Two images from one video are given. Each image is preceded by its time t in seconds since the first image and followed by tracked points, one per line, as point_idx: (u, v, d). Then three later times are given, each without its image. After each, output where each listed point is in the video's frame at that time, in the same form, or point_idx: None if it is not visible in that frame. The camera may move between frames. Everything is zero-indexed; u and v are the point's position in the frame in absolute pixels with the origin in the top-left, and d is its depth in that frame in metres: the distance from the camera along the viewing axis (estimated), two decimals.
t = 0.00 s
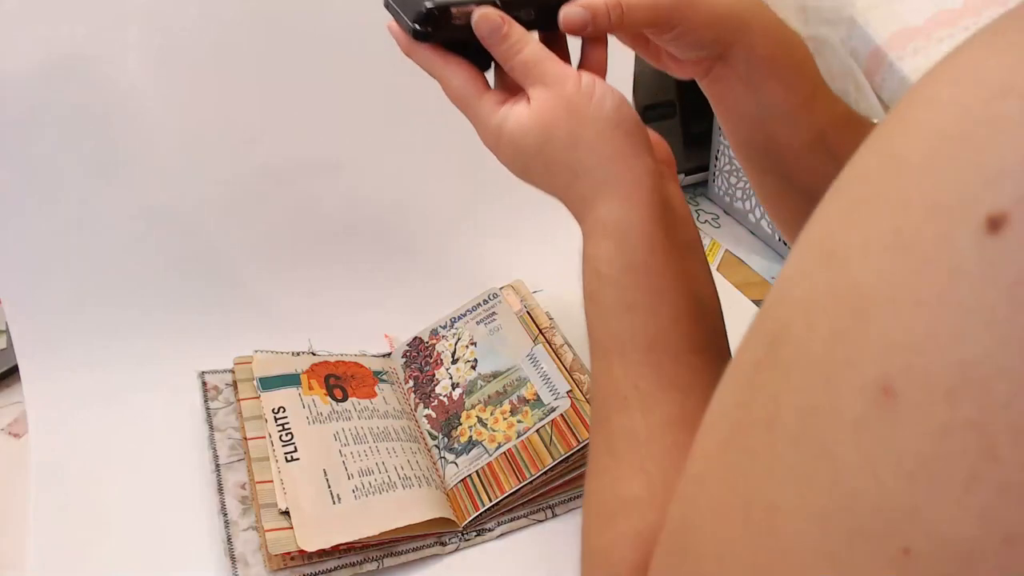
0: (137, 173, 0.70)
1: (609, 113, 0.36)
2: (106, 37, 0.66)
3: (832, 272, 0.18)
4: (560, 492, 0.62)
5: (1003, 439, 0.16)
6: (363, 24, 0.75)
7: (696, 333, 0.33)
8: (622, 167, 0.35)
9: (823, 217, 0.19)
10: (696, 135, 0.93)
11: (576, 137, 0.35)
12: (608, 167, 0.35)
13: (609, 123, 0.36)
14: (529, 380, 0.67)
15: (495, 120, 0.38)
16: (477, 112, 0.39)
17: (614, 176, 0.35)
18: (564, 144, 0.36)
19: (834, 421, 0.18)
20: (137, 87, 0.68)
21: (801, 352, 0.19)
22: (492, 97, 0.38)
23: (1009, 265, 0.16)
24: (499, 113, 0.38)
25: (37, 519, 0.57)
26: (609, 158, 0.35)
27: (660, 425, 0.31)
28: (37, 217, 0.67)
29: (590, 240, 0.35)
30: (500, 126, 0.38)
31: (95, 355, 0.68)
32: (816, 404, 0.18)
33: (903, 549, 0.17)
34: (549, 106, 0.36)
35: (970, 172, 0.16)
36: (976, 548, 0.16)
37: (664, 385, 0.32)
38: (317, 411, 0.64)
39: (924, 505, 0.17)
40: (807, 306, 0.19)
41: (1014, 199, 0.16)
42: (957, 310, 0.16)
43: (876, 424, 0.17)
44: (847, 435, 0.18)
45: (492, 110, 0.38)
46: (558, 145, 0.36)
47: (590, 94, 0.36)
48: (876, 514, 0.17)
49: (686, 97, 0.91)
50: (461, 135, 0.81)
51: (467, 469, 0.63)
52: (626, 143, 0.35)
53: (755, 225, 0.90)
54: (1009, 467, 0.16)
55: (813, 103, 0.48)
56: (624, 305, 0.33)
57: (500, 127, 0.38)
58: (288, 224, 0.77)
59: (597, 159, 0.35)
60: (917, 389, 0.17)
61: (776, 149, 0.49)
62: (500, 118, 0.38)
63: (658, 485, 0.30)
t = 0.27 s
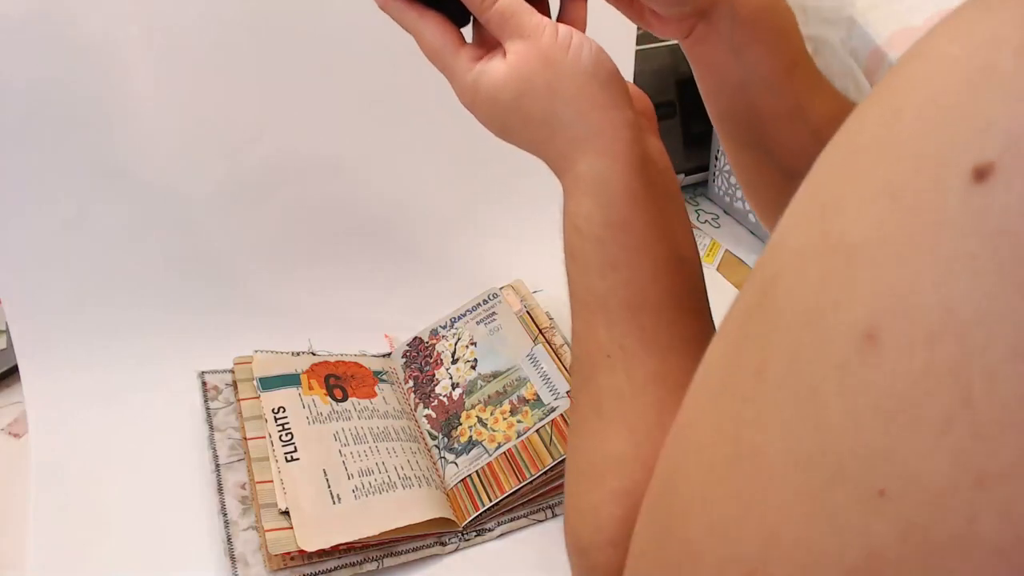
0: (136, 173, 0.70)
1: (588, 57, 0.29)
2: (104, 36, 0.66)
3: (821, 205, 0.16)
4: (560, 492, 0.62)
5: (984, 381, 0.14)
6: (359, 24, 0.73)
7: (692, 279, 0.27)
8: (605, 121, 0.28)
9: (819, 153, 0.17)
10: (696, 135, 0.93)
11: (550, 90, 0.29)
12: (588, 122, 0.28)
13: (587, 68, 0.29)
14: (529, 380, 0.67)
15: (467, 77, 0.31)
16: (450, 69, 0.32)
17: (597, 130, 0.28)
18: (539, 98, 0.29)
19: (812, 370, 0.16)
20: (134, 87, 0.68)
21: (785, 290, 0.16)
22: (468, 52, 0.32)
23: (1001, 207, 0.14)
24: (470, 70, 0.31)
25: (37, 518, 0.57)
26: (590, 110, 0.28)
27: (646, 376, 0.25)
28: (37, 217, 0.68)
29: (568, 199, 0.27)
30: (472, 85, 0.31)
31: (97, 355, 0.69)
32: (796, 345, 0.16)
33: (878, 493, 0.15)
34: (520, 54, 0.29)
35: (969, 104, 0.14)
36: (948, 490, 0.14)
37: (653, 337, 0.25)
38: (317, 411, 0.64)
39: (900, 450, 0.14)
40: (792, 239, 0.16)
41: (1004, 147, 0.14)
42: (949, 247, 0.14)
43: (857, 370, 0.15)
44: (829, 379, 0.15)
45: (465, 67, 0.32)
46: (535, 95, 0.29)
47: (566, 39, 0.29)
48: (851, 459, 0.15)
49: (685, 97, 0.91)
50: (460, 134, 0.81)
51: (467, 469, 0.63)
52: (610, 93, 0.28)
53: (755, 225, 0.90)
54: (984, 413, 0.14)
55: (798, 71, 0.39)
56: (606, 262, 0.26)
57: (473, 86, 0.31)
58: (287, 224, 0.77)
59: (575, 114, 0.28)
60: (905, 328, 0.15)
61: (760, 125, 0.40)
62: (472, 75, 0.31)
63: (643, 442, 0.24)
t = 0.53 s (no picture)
0: (136, 173, 0.70)
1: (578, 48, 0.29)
2: (106, 36, 0.66)
3: (834, 186, 0.16)
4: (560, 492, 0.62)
5: (999, 364, 0.13)
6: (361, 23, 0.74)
7: (685, 268, 0.27)
8: (595, 111, 0.28)
9: (837, 132, 0.16)
10: (696, 135, 0.93)
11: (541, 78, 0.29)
12: (579, 113, 0.28)
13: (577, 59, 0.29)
14: (529, 380, 0.67)
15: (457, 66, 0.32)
16: (439, 57, 0.33)
17: (587, 119, 0.28)
18: (529, 86, 0.29)
19: (821, 357, 0.15)
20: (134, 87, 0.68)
21: (798, 271, 0.16)
22: (457, 40, 0.32)
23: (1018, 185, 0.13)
24: (460, 58, 0.32)
25: (37, 518, 0.57)
26: (580, 99, 0.28)
27: (644, 368, 0.25)
28: (37, 217, 0.68)
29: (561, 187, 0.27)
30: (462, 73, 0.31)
31: (97, 355, 0.69)
32: (808, 326, 0.15)
33: (888, 478, 0.14)
34: (511, 44, 0.30)
35: (982, 84, 0.14)
36: (958, 476, 0.14)
37: (648, 326, 0.25)
38: (317, 411, 0.64)
39: (911, 436, 0.14)
40: (805, 221, 0.16)
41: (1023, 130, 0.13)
42: (966, 226, 0.14)
43: (870, 355, 0.14)
44: (840, 361, 0.15)
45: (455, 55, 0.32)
46: (524, 82, 0.29)
47: (557, 29, 0.29)
48: (862, 443, 0.14)
49: (686, 97, 0.90)
50: (460, 134, 0.81)
51: (467, 470, 0.63)
52: (601, 85, 0.29)
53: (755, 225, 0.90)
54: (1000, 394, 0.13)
55: (791, 59, 0.39)
56: (599, 251, 0.26)
57: (462, 74, 0.31)
58: (287, 224, 0.77)
59: (566, 103, 0.28)
60: (920, 310, 0.14)
61: (752, 113, 0.40)
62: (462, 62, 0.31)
63: (642, 430, 0.24)
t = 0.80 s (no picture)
0: (136, 173, 0.70)
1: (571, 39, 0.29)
2: (105, 36, 0.66)
3: (844, 182, 0.16)
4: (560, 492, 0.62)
5: (1010, 358, 0.13)
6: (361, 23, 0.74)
7: (683, 263, 0.27)
8: (590, 101, 0.28)
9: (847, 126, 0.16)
10: (696, 135, 0.93)
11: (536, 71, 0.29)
12: (575, 103, 0.28)
13: (570, 50, 0.29)
14: (529, 380, 0.67)
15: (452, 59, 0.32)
16: (433, 51, 0.33)
17: (582, 109, 0.28)
18: (524, 78, 0.29)
19: (830, 351, 0.15)
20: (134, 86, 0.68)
21: (807, 266, 0.16)
22: (450, 33, 0.33)
23: None
24: (454, 52, 0.32)
25: (37, 518, 0.57)
26: (574, 89, 0.28)
27: (642, 361, 0.25)
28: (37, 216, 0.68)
29: (558, 179, 0.27)
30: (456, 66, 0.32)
31: (97, 355, 0.69)
32: (817, 321, 0.15)
33: (897, 471, 0.14)
34: (505, 37, 0.30)
35: (993, 77, 0.14)
36: (967, 471, 0.14)
37: (647, 319, 0.25)
38: (317, 411, 0.64)
39: (921, 429, 0.14)
40: (815, 216, 0.16)
41: None
42: (975, 222, 0.14)
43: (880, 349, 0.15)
44: (849, 355, 0.15)
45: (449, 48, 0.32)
46: (519, 75, 0.29)
47: (550, 20, 0.30)
48: (871, 436, 0.15)
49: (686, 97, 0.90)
50: (460, 134, 0.81)
51: (467, 470, 0.63)
52: (596, 74, 0.29)
53: (755, 225, 0.90)
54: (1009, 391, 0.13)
55: (788, 46, 0.39)
56: (597, 243, 0.26)
57: (457, 67, 0.32)
58: (287, 224, 0.77)
59: (561, 94, 0.28)
60: (929, 305, 0.14)
61: (751, 103, 0.41)
62: (457, 55, 0.32)
63: (642, 423, 0.24)
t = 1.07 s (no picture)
0: (136, 172, 0.70)
1: (559, 40, 0.29)
2: (106, 36, 0.66)
3: (845, 178, 0.15)
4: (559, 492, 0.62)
5: (1012, 357, 0.13)
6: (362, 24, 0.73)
7: (678, 263, 0.27)
8: (579, 100, 0.28)
9: (848, 122, 0.16)
10: (696, 135, 0.93)
11: (526, 70, 0.29)
12: (564, 102, 0.28)
13: (559, 51, 0.29)
14: (529, 380, 0.67)
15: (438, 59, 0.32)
16: (422, 52, 0.33)
17: (572, 108, 0.28)
18: (513, 77, 0.29)
19: (830, 349, 0.15)
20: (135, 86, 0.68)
21: (807, 263, 0.16)
22: (438, 33, 0.32)
23: None
24: (441, 52, 0.32)
25: (37, 518, 0.57)
26: (563, 89, 0.28)
27: (635, 361, 0.25)
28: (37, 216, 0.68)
29: (549, 176, 0.27)
30: (444, 65, 0.31)
31: (97, 356, 0.69)
32: (817, 320, 0.15)
33: (896, 470, 0.14)
34: (494, 37, 0.30)
35: (995, 74, 0.14)
36: (967, 469, 0.14)
37: (640, 317, 0.25)
38: (317, 411, 0.64)
39: (923, 427, 0.14)
40: (816, 213, 0.16)
41: None
42: (974, 222, 0.14)
43: (880, 348, 0.15)
44: (850, 354, 0.15)
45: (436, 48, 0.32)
46: (509, 74, 0.29)
47: (540, 20, 0.29)
48: (870, 435, 0.15)
49: (686, 97, 0.90)
50: (460, 134, 0.81)
51: (467, 469, 0.63)
52: (583, 75, 0.29)
53: (755, 225, 0.90)
54: (1010, 391, 0.13)
55: (783, 42, 0.39)
56: (588, 240, 0.26)
57: (445, 67, 0.31)
58: (287, 224, 0.77)
59: (550, 92, 0.28)
60: (930, 304, 0.14)
61: (746, 99, 0.41)
62: (445, 55, 0.31)
63: (636, 423, 0.24)
